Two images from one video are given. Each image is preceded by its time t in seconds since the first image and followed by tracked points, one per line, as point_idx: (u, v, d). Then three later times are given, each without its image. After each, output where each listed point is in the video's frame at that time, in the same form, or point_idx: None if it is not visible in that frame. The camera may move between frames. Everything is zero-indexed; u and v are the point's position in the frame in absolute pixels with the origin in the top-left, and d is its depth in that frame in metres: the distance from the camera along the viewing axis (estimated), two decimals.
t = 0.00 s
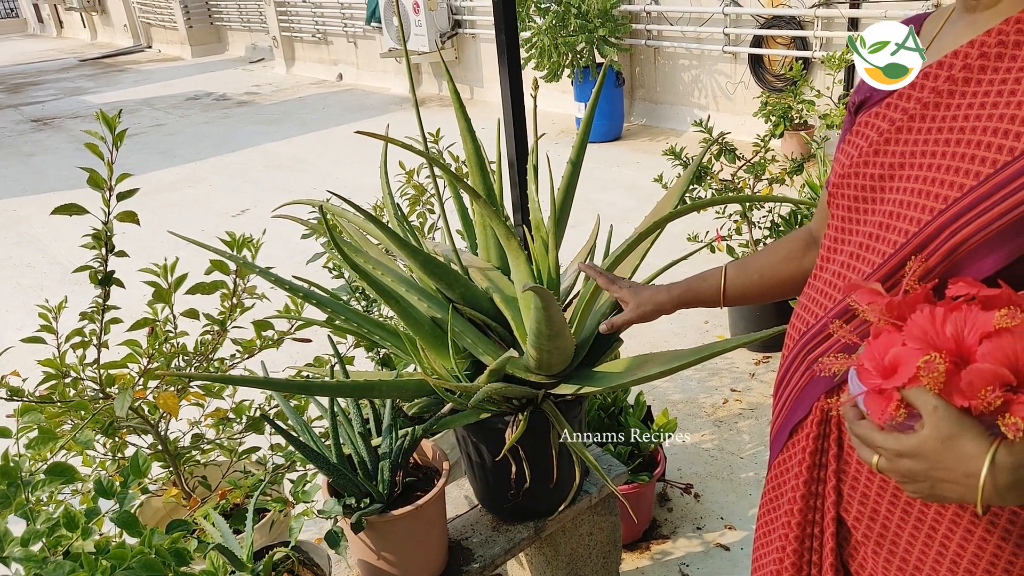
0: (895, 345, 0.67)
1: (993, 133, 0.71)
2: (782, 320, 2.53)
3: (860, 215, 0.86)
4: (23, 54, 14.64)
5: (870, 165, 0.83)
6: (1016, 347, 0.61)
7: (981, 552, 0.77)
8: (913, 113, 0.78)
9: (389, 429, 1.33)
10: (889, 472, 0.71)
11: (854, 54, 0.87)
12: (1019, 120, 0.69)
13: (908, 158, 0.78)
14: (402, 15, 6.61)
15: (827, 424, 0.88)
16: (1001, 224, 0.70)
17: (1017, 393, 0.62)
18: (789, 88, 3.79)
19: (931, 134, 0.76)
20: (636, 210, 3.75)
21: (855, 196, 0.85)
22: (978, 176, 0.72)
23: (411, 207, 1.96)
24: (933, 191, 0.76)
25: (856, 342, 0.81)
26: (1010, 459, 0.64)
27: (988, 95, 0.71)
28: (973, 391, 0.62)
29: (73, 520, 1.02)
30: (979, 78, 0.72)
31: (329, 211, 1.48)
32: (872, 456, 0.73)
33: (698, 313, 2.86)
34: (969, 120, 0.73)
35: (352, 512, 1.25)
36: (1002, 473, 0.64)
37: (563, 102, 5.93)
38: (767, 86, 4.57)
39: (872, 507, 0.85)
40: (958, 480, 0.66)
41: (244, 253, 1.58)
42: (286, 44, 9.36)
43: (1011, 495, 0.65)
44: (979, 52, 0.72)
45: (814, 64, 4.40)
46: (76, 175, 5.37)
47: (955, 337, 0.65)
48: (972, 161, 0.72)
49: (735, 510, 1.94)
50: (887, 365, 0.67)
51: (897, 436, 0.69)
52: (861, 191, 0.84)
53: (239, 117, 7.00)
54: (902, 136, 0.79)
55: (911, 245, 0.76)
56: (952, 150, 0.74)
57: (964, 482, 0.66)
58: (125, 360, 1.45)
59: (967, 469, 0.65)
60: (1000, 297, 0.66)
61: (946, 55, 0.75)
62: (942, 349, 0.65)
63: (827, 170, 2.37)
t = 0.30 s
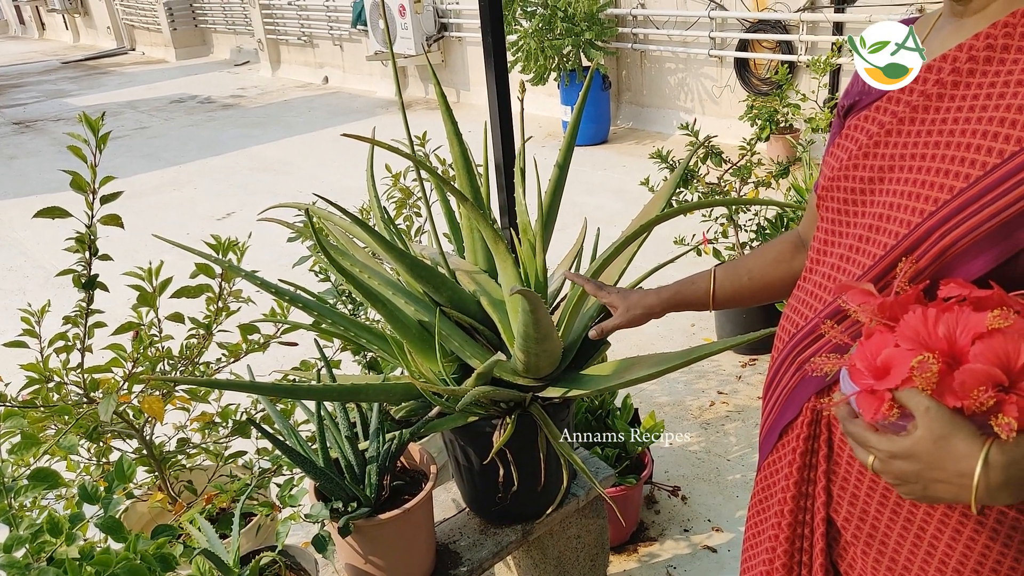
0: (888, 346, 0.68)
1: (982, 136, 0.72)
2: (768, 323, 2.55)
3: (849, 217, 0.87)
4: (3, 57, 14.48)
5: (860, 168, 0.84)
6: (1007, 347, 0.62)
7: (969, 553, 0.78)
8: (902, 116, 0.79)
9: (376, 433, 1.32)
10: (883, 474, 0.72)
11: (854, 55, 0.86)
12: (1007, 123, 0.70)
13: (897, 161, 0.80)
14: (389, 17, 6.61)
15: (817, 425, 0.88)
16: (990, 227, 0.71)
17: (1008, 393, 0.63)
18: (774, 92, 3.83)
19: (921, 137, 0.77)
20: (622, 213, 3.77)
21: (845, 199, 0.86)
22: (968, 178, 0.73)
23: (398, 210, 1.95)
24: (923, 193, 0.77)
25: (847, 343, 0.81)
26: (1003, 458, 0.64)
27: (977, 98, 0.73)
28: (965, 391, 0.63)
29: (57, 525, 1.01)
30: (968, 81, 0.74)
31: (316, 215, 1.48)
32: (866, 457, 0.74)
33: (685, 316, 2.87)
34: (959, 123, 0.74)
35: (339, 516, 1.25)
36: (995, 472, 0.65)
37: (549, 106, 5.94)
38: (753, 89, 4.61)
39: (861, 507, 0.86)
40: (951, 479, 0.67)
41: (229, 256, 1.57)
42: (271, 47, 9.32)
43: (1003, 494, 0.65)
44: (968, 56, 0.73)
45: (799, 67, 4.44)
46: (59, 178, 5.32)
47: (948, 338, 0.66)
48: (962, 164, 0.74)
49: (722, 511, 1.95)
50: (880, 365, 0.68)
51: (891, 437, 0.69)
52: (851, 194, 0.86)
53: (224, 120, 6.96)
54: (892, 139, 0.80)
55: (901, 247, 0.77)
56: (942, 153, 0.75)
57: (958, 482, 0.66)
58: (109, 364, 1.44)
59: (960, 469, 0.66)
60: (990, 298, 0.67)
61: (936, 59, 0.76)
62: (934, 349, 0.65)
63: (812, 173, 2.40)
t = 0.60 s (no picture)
0: (903, 340, 0.68)
1: (995, 126, 0.72)
2: (769, 315, 2.55)
3: (857, 210, 0.86)
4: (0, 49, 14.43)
5: (869, 160, 0.83)
6: None
7: (978, 545, 0.78)
8: (912, 107, 0.79)
9: (378, 425, 1.31)
10: (900, 469, 0.72)
11: (854, 55, 0.87)
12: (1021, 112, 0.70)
13: (908, 153, 0.79)
14: (388, 9, 6.59)
15: (825, 419, 0.89)
16: (1004, 218, 0.71)
17: None
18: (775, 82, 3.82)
19: (931, 128, 0.77)
20: (623, 205, 3.77)
21: (853, 191, 0.86)
22: (981, 169, 0.73)
23: (399, 202, 1.95)
24: (934, 185, 0.77)
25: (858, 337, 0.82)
26: None
27: (989, 89, 0.73)
28: (984, 385, 0.64)
29: (63, 516, 1.02)
30: (980, 71, 0.74)
31: (316, 207, 1.48)
32: (883, 453, 0.74)
33: (686, 308, 2.87)
34: (971, 114, 0.74)
35: (342, 508, 1.25)
36: (1016, 466, 0.65)
37: (548, 98, 5.93)
38: (754, 80, 4.60)
39: (869, 500, 0.86)
40: (971, 474, 0.67)
41: (231, 248, 1.56)
42: (270, 40, 9.29)
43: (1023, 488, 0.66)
44: (980, 45, 0.73)
45: (800, 58, 4.43)
46: (58, 172, 5.31)
47: (965, 331, 0.66)
48: (974, 155, 0.73)
49: (723, 503, 1.95)
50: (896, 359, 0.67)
51: (909, 433, 0.70)
52: (860, 187, 0.85)
53: (223, 112, 6.95)
54: (901, 131, 0.80)
55: (912, 239, 0.77)
56: (954, 144, 0.75)
57: (977, 477, 0.67)
58: (111, 356, 1.44)
59: (980, 463, 0.66)
60: (1006, 291, 0.67)
61: (945, 50, 0.77)
62: (952, 343, 0.66)
63: (814, 164, 2.39)
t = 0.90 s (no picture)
0: (930, 332, 0.67)
1: (1012, 107, 0.71)
2: (780, 301, 2.53)
3: (872, 198, 0.85)
4: (9, 37, 14.45)
5: (882, 147, 0.82)
6: None
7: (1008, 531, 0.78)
8: (925, 91, 0.77)
9: (390, 410, 1.32)
10: (933, 464, 0.72)
11: (854, 54, 0.86)
12: None
13: (922, 138, 0.78)
14: None
15: (848, 412, 0.88)
16: None
17: None
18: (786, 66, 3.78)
19: (946, 111, 0.76)
20: (633, 191, 3.75)
21: (866, 179, 0.84)
22: (1000, 152, 0.72)
23: (408, 187, 1.94)
24: (952, 170, 0.75)
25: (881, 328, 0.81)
26: None
27: (1004, 69, 0.71)
28: (1017, 376, 0.63)
29: (78, 500, 1.04)
30: (993, 51, 0.72)
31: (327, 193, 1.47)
32: (914, 448, 0.74)
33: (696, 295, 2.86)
34: (986, 96, 0.72)
35: (354, 493, 1.25)
36: None
37: (557, 83, 5.89)
38: (764, 65, 4.55)
39: (899, 489, 0.86)
40: (1006, 467, 0.67)
41: (241, 234, 1.56)
42: (277, 26, 9.25)
43: None
44: (993, 24, 0.72)
45: (812, 42, 4.37)
46: (68, 159, 5.32)
47: (994, 321, 0.64)
48: (993, 137, 0.72)
49: (733, 489, 1.95)
50: (923, 351, 0.66)
51: (941, 428, 0.69)
52: (873, 174, 0.83)
53: (231, 99, 6.94)
54: (914, 116, 0.78)
55: (933, 227, 0.76)
56: (971, 127, 0.73)
57: (1013, 470, 0.67)
58: (124, 342, 1.45)
59: (1015, 457, 0.66)
60: None
61: (955, 32, 0.75)
62: (982, 334, 0.64)
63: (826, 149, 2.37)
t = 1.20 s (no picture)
0: (935, 332, 0.64)
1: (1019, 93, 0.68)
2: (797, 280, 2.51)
3: (874, 190, 0.83)
4: (23, 18, 14.49)
5: (882, 137, 0.80)
6: None
7: None
8: (927, 77, 0.75)
9: (408, 388, 1.32)
10: (937, 472, 0.69)
11: (854, 55, 0.83)
12: None
13: (924, 127, 0.76)
14: None
15: (854, 416, 0.86)
16: None
17: None
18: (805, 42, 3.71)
19: (950, 98, 0.73)
20: (649, 170, 3.71)
21: (868, 171, 0.83)
22: (1008, 142, 0.69)
23: (423, 166, 1.93)
24: (958, 161, 0.73)
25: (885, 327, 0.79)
26: None
27: (1010, 52, 0.68)
28: None
29: (103, 475, 1.06)
30: (999, 33, 0.69)
31: (343, 171, 1.46)
32: (919, 456, 0.71)
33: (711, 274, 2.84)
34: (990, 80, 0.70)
35: (372, 470, 1.26)
36: None
37: (572, 62, 5.83)
38: (783, 42, 4.48)
39: (909, 497, 0.85)
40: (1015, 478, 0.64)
41: (258, 213, 1.56)
42: (289, 5, 9.21)
43: None
44: (998, 5, 0.69)
45: (832, 18, 4.30)
46: (85, 140, 5.35)
47: (1003, 322, 0.61)
48: (999, 127, 0.70)
49: (749, 469, 1.95)
50: (927, 353, 0.64)
51: (946, 436, 0.67)
52: (875, 165, 0.82)
53: (244, 79, 6.93)
54: (916, 103, 0.76)
55: (938, 220, 0.74)
56: (976, 116, 0.71)
57: None
58: (143, 321, 1.46)
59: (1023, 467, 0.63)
60: None
61: (959, 13, 0.73)
62: (988, 335, 0.61)
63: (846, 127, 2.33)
